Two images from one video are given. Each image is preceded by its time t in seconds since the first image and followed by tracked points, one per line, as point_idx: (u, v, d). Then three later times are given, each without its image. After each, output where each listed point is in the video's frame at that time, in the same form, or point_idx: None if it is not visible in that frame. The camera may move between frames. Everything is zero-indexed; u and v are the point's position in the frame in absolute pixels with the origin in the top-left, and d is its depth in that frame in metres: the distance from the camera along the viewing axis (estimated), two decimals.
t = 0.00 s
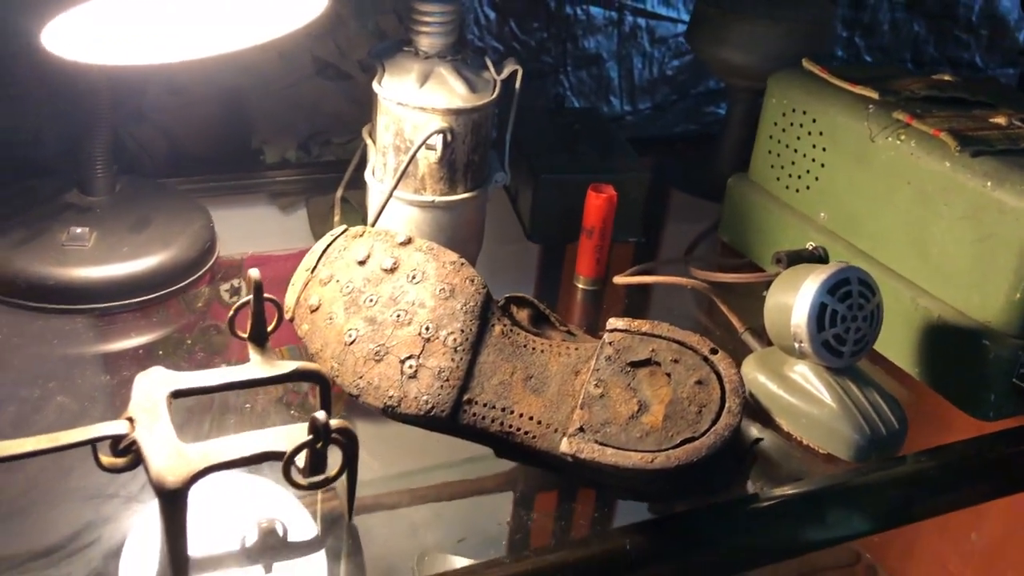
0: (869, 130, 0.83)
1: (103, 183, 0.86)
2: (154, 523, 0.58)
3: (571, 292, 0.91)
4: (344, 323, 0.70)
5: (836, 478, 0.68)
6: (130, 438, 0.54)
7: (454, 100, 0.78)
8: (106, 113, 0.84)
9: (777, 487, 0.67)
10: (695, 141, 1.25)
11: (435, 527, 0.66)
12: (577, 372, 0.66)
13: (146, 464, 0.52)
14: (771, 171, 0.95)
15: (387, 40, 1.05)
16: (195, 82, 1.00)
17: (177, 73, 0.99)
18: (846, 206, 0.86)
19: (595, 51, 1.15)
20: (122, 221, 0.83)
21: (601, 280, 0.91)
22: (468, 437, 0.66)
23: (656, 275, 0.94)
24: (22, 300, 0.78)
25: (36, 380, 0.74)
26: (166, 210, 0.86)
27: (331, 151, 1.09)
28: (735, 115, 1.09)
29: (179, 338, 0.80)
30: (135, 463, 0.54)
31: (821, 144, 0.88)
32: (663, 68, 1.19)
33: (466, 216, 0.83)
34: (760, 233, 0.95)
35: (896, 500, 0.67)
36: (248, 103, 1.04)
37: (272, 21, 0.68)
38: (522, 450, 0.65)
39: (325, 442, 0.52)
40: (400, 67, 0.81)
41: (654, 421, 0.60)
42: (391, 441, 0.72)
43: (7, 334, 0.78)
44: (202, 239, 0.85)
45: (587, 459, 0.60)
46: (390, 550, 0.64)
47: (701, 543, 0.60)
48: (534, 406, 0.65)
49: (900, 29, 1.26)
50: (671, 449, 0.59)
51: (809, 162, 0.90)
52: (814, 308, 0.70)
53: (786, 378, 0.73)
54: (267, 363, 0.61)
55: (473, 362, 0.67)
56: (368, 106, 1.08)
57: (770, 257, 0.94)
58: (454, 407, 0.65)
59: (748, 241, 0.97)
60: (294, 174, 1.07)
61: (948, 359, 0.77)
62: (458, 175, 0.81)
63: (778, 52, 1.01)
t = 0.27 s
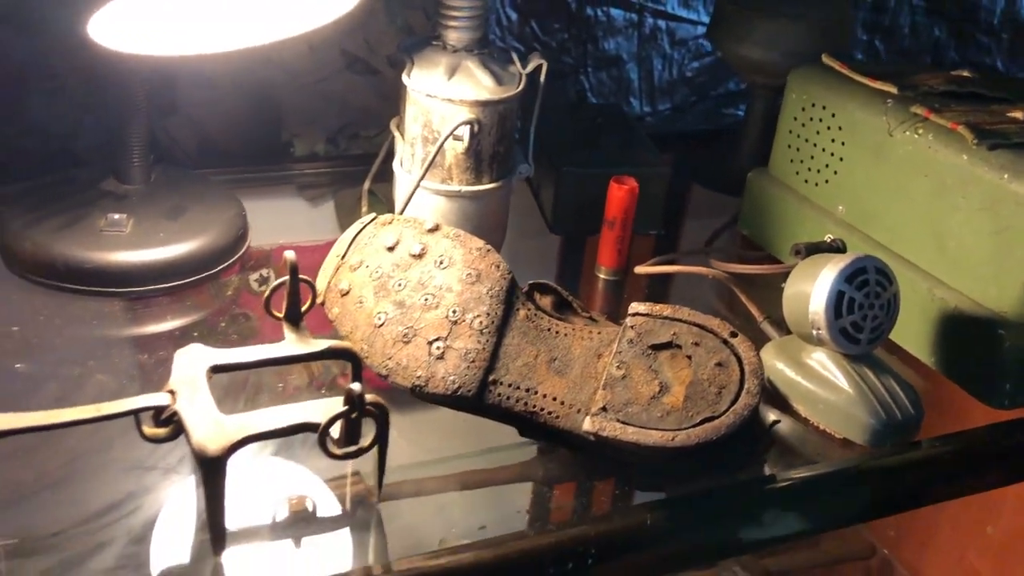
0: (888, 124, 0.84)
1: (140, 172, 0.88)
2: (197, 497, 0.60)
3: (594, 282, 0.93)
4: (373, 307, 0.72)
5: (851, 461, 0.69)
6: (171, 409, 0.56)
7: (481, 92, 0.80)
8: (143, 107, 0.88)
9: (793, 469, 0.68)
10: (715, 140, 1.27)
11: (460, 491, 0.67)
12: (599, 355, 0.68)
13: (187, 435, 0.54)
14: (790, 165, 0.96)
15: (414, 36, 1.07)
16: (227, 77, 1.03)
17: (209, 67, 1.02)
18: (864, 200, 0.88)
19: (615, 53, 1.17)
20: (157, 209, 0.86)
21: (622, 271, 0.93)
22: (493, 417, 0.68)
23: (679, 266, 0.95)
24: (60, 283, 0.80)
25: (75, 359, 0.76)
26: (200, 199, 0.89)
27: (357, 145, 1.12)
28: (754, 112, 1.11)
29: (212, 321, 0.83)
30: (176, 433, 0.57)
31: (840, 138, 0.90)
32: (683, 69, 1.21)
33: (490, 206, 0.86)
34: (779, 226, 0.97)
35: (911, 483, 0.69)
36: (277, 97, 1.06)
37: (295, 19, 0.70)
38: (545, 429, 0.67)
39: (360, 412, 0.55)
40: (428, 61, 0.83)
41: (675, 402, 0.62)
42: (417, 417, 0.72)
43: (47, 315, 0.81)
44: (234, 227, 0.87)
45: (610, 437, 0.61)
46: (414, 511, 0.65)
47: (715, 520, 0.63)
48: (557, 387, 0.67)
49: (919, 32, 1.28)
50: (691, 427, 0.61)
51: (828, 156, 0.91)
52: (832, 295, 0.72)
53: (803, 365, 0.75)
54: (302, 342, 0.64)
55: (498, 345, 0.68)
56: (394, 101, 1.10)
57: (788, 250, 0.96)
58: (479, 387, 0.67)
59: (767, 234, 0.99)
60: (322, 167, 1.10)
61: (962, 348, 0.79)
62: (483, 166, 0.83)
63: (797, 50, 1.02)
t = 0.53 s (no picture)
0: (913, 120, 0.85)
1: (177, 163, 0.91)
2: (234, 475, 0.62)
3: (619, 275, 0.94)
4: (404, 295, 0.74)
5: (872, 450, 0.70)
6: (211, 387, 0.58)
7: (510, 86, 0.82)
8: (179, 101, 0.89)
9: (815, 457, 0.69)
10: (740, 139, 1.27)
11: (487, 476, 0.68)
12: (625, 343, 0.69)
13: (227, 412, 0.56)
14: (815, 162, 0.97)
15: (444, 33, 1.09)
16: (260, 73, 1.06)
17: (243, 63, 1.04)
18: (889, 195, 0.89)
19: (641, 53, 1.18)
20: (194, 199, 0.88)
21: (647, 264, 0.94)
22: (520, 403, 0.70)
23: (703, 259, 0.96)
24: (100, 269, 0.82)
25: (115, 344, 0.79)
26: (235, 191, 0.91)
27: (387, 140, 1.14)
28: (780, 110, 1.12)
29: (246, 307, 0.85)
30: (215, 412, 0.58)
31: (864, 135, 0.91)
32: (709, 70, 1.22)
33: (518, 199, 0.87)
34: (804, 221, 0.98)
35: (936, 473, 0.69)
36: (309, 93, 1.09)
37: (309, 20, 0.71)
38: (571, 415, 0.68)
39: (393, 395, 0.57)
40: (458, 56, 0.84)
41: (699, 388, 0.64)
42: (444, 402, 0.74)
43: (87, 301, 0.83)
44: (268, 218, 0.89)
45: (635, 421, 0.63)
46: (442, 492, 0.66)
47: (740, 504, 0.63)
48: (584, 373, 0.68)
49: (948, 34, 1.28)
50: (715, 413, 0.62)
51: (852, 152, 0.92)
52: (855, 287, 0.73)
53: (827, 356, 0.76)
54: (336, 326, 0.66)
55: (525, 332, 0.70)
56: (424, 97, 1.12)
57: (812, 245, 0.97)
58: (507, 372, 0.68)
59: (792, 230, 1.00)
60: (353, 162, 1.12)
61: (987, 341, 0.79)
62: (512, 159, 0.85)
63: (822, 48, 1.03)
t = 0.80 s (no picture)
0: (946, 113, 0.85)
1: (220, 153, 0.93)
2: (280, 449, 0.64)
3: (651, 267, 0.95)
4: (440, 281, 0.75)
5: (902, 437, 0.70)
6: (257, 363, 0.60)
7: (546, 78, 0.83)
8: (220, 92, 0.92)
9: (845, 441, 0.70)
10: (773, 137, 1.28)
11: (520, 457, 0.70)
12: (658, 329, 0.70)
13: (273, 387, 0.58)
14: (847, 156, 0.98)
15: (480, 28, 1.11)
16: (299, 67, 1.08)
17: (283, 57, 1.07)
18: (922, 188, 0.89)
19: (673, 54, 1.19)
20: (236, 188, 0.91)
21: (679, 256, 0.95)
22: (554, 386, 0.71)
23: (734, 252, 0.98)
24: (147, 255, 0.84)
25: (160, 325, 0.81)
26: (276, 180, 0.94)
27: (422, 135, 1.16)
28: (813, 107, 1.12)
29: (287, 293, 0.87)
30: (260, 386, 0.61)
31: (897, 129, 0.91)
32: (742, 71, 1.23)
33: (552, 189, 0.89)
34: (836, 216, 0.98)
35: (967, 461, 0.70)
36: (348, 87, 1.11)
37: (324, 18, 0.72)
38: (604, 399, 0.70)
39: (432, 369, 0.59)
40: (495, 50, 0.86)
41: (731, 371, 0.65)
42: (479, 385, 0.75)
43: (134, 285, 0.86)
44: (309, 207, 0.91)
45: (667, 404, 0.64)
46: (477, 471, 0.68)
47: (772, 486, 0.64)
48: (617, 358, 0.70)
49: (985, 35, 1.28)
50: (747, 396, 0.63)
51: (885, 147, 0.93)
52: (886, 277, 0.74)
53: (857, 346, 0.77)
54: (376, 307, 0.68)
55: (559, 317, 0.72)
56: (459, 92, 1.14)
57: (844, 239, 0.97)
58: (541, 356, 0.70)
59: (824, 224, 1.00)
60: (389, 155, 1.14)
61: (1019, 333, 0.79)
62: (547, 150, 0.86)
63: (855, 44, 1.04)
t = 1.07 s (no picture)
0: (993, 105, 0.88)
1: (294, 139, 0.99)
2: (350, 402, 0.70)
3: (703, 252, 0.98)
4: (499, 257, 0.80)
5: (943, 411, 0.73)
6: (334, 321, 0.66)
7: (604, 68, 0.87)
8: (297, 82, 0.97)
9: (886, 413, 0.73)
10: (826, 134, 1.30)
11: (571, 416, 0.75)
12: (706, 304, 0.74)
13: (348, 342, 0.63)
14: (896, 148, 1.00)
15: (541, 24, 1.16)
16: (368, 61, 1.14)
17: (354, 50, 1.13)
18: (969, 178, 0.91)
19: (730, 58, 1.22)
20: (310, 171, 0.96)
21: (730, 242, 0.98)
22: (606, 356, 0.75)
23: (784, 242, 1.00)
24: (227, 231, 0.90)
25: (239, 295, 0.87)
26: (346, 165, 0.99)
27: (483, 127, 1.20)
28: (865, 102, 1.15)
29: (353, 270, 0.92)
30: (337, 343, 0.67)
31: (946, 121, 0.94)
32: (798, 76, 1.26)
33: (607, 174, 0.93)
34: (885, 206, 1.01)
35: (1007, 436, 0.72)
36: (413, 80, 1.16)
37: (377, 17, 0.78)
38: (654, 368, 0.73)
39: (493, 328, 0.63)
40: (555, 42, 0.90)
41: (776, 341, 0.68)
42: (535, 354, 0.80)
43: (214, 259, 0.92)
44: (377, 190, 0.97)
45: (714, 370, 0.68)
46: (533, 429, 0.72)
47: (815, 451, 0.67)
48: (667, 329, 0.73)
49: None
50: (791, 362, 0.66)
51: (934, 138, 0.95)
52: (929, 259, 0.76)
53: (900, 326, 0.79)
54: (441, 277, 0.73)
55: (613, 291, 0.76)
56: (519, 86, 1.19)
57: (893, 228, 1.00)
58: (594, 326, 0.74)
59: (873, 214, 1.03)
60: (451, 145, 1.19)
61: None
62: (603, 137, 0.90)
63: (908, 40, 1.06)
